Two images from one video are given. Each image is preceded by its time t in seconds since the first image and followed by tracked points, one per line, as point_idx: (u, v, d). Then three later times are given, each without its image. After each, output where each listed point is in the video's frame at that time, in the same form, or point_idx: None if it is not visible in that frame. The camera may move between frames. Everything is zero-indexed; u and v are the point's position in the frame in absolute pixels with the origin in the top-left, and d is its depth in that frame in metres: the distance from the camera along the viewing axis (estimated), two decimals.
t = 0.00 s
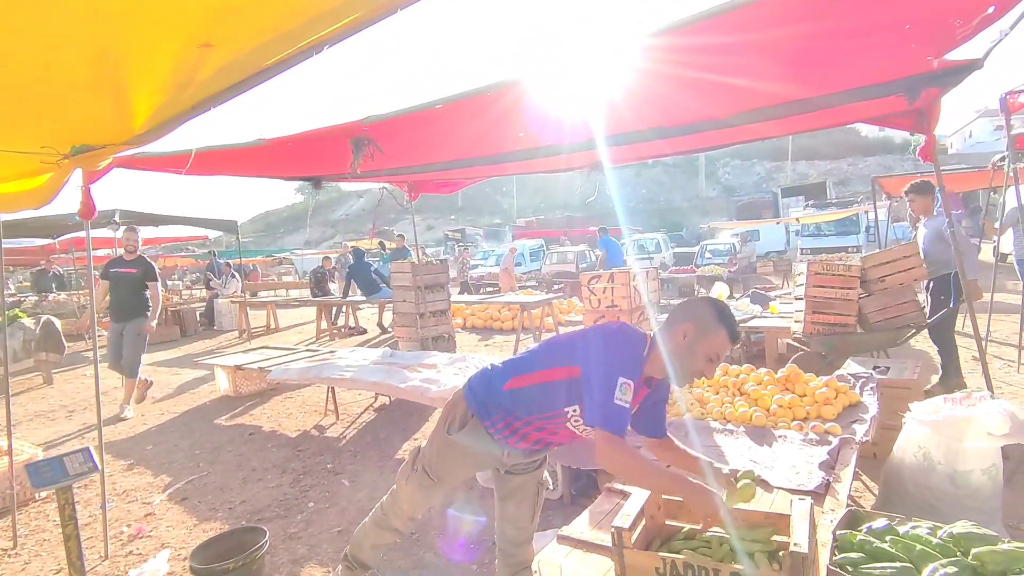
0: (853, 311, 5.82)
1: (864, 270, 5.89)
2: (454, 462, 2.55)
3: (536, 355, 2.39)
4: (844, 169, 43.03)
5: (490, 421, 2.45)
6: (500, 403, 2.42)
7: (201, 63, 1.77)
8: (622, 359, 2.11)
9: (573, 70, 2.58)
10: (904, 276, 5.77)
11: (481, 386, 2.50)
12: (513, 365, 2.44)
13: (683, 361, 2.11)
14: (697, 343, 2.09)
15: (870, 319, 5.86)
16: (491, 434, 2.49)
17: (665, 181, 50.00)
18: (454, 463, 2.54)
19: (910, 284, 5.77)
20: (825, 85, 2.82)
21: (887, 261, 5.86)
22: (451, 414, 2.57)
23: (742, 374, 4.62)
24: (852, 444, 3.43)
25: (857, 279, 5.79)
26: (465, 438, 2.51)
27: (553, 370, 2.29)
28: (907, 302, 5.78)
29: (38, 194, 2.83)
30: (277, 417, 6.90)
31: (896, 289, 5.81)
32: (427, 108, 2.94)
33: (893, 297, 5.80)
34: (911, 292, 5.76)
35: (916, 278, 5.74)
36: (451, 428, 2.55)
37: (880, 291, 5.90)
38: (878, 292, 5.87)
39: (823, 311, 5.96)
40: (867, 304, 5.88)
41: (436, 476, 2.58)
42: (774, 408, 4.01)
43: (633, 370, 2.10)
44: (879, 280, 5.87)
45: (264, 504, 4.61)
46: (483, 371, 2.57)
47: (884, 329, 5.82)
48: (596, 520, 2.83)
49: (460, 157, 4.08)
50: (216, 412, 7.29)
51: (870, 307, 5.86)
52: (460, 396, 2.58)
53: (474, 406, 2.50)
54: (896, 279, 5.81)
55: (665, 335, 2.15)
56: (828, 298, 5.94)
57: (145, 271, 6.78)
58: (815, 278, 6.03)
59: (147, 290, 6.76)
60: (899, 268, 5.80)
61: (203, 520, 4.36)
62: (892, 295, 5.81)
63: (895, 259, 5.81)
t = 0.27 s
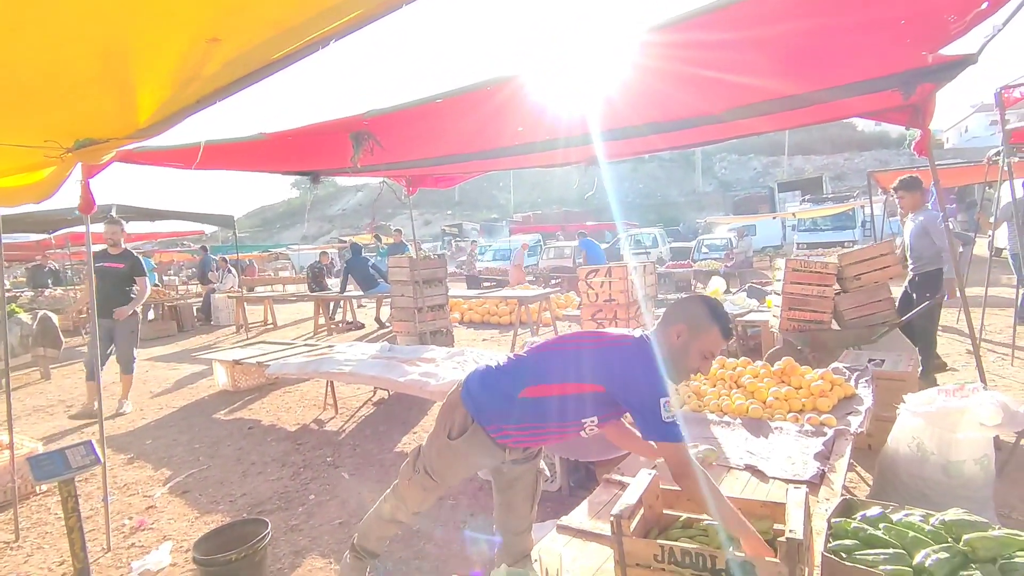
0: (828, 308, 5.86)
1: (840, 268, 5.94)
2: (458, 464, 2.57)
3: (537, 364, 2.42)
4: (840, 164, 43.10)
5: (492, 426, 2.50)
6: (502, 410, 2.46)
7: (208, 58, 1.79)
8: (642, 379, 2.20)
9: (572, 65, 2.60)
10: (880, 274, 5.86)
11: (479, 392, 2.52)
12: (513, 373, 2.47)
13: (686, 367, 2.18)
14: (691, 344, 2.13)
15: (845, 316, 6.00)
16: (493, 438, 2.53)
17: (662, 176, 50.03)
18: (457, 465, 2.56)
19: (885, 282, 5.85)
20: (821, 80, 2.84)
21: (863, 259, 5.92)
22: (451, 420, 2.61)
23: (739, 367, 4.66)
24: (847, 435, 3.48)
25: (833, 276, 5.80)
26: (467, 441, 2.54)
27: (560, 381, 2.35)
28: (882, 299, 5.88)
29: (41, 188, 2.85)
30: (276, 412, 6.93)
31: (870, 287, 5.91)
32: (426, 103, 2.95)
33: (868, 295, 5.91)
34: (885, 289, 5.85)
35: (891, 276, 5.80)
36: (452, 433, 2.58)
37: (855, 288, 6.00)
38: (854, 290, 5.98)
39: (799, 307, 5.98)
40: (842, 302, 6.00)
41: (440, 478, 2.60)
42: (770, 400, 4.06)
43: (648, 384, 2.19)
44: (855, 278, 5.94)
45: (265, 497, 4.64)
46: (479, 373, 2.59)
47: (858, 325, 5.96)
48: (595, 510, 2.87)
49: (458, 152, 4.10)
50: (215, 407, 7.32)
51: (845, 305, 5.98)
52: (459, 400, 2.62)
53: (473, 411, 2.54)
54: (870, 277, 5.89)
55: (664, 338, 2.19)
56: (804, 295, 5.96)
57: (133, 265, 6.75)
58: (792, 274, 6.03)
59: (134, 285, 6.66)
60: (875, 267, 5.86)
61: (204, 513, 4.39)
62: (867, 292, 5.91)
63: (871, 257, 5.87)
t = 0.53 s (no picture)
0: (813, 306, 5.98)
1: (827, 266, 6.00)
2: (468, 456, 2.62)
3: (536, 347, 2.50)
4: (840, 159, 43.10)
5: (502, 414, 2.56)
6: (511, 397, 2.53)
7: (230, 58, 1.84)
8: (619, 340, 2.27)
9: (576, 62, 2.65)
10: (863, 273, 5.99)
11: (485, 382, 2.58)
12: (515, 358, 2.55)
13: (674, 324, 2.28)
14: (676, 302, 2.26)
15: (829, 314, 5.97)
16: (502, 425, 2.60)
17: (662, 171, 50.03)
18: (467, 456, 2.62)
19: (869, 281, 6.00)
20: (821, 77, 2.88)
21: (849, 258, 6.03)
22: (460, 412, 2.65)
23: (738, 360, 4.72)
24: (844, 427, 3.56)
25: (819, 274, 5.92)
26: (477, 430, 2.60)
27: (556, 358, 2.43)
28: (865, 298, 5.97)
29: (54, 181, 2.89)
30: (279, 404, 6.99)
31: (854, 285, 6.01)
32: (433, 100, 3.01)
33: (852, 293, 5.97)
34: (868, 288, 5.96)
35: (873, 275, 5.97)
36: (462, 424, 2.63)
37: (840, 286, 6.05)
38: (838, 287, 6.03)
39: (786, 305, 6.11)
40: (826, 299, 5.98)
41: (451, 469, 2.66)
42: (768, 393, 4.13)
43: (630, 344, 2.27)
44: (840, 276, 6.04)
45: (270, 486, 4.72)
46: (483, 366, 2.66)
47: (841, 323, 5.94)
48: (596, 498, 2.95)
49: (463, 147, 4.15)
50: (219, 399, 7.39)
51: (830, 303, 5.97)
52: (467, 391, 2.67)
53: (482, 400, 2.59)
54: (855, 276, 6.01)
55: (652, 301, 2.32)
56: (789, 292, 6.09)
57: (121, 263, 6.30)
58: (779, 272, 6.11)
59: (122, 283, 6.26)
60: (859, 265, 6.00)
61: (211, 502, 4.47)
62: (851, 291, 5.98)
63: (856, 256, 6.00)
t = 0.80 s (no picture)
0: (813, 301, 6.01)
1: (827, 261, 5.94)
2: (478, 442, 2.68)
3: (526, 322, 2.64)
4: (846, 153, 42.89)
5: (503, 393, 2.61)
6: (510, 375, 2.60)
7: (257, 57, 1.90)
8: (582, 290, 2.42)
9: (585, 56, 2.69)
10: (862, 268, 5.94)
11: (486, 366, 2.68)
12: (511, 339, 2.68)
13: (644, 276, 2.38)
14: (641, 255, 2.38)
15: (828, 309, 6.01)
16: (507, 407, 2.65)
17: (666, 163, 49.89)
18: (476, 443, 2.67)
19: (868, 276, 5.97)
20: (827, 72, 2.92)
21: (848, 253, 5.97)
22: (468, 397, 2.71)
23: (741, 352, 4.78)
24: (845, 418, 3.62)
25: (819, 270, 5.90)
26: (486, 414, 2.66)
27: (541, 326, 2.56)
28: (862, 293, 5.98)
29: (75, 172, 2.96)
30: (287, 393, 7.09)
31: (853, 280, 5.96)
32: (444, 95, 3.06)
33: (850, 288, 5.96)
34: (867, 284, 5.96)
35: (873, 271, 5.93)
36: (470, 409, 2.68)
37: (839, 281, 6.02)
38: (837, 282, 5.97)
39: (788, 299, 6.16)
40: (825, 294, 6.01)
41: (461, 456, 2.71)
42: (771, 384, 4.19)
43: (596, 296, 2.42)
44: (840, 272, 5.97)
45: (280, 473, 4.81)
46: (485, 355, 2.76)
47: (837, 319, 5.97)
48: (602, 485, 3.02)
49: (472, 140, 4.20)
50: (227, 388, 7.49)
51: (829, 297, 5.99)
52: (472, 378, 2.73)
53: (486, 384, 2.65)
54: (854, 271, 5.96)
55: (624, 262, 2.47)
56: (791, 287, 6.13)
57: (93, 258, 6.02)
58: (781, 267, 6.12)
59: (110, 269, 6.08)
60: (858, 261, 5.95)
61: (223, 488, 4.56)
62: (849, 286, 5.96)
63: (856, 251, 5.95)
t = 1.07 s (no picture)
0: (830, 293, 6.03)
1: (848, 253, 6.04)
2: (490, 434, 2.72)
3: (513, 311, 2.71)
4: (857, 143, 42.48)
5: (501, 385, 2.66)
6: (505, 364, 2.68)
7: (292, 53, 1.96)
8: (554, 279, 2.46)
9: (601, 47, 2.73)
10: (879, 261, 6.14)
11: (485, 357, 2.75)
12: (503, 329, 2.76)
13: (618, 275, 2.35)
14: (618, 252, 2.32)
15: (845, 301, 6.09)
16: (510, 396, 2.69)
17: (675, 154, 49.62)
18: (491, 434, 2.72)
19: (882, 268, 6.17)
20: (840, 65, 2.94)
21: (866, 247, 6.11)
22: (473, 392, 2.77)
23: (750, 342, 4.83)
24: (852, 407, 3.68)
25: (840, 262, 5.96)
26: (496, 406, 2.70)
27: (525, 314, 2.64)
28: (877, 285, 6.20)
29: (102, 161, 3.03)
30: (300, 379, 7.21)
31: (870, 273, 6.17)
32: (461, 88, 3.11)
33: (866, 280, 6.14)
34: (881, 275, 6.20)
35: (889, 263, 6.14)
36: (479, 404, 2.73)
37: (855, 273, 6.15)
38: (855, 274, 6.14)
39: (805, 291, 6.10)
40: (843, 286, 6.12)
41: (475, 449, 2.76)
42: (779, 374, 4.24)
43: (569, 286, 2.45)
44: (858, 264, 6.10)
45: (296, 456, 4.92)
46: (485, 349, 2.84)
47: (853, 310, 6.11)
48: (612, 470, 3.10)
49: (486, 131, 4.25)
50: (242, 374, 7.62)
51: (845, 289, 6.11)
52: (473, 374, 2.79)
53: (487, 377, 2.71)
54: (870, 263, 6.13)
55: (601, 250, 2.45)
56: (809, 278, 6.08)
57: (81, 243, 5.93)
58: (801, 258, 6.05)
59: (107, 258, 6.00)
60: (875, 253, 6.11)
61: (240, 470, 4.68)
62: (865, 278, 6.15)
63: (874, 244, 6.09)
